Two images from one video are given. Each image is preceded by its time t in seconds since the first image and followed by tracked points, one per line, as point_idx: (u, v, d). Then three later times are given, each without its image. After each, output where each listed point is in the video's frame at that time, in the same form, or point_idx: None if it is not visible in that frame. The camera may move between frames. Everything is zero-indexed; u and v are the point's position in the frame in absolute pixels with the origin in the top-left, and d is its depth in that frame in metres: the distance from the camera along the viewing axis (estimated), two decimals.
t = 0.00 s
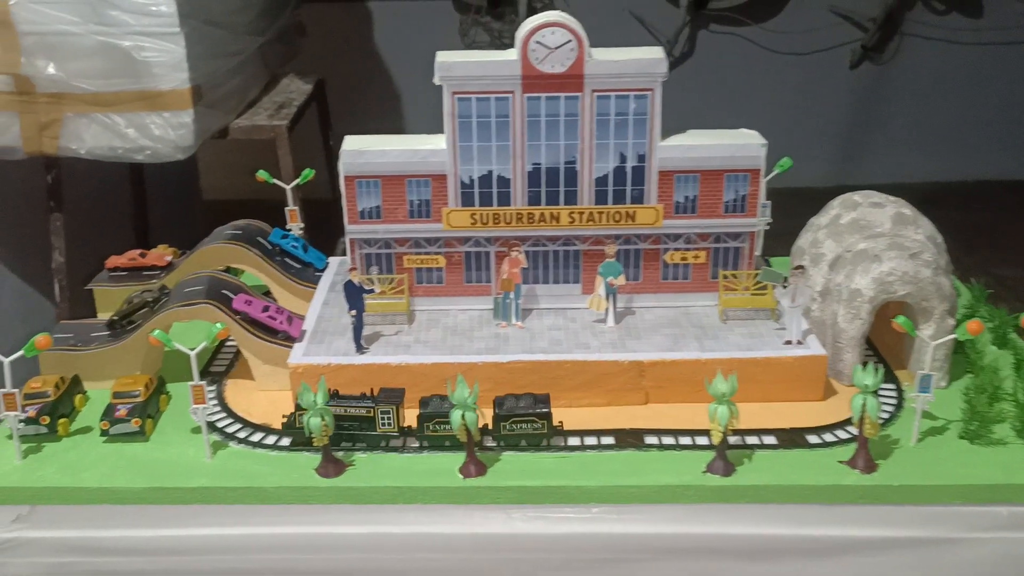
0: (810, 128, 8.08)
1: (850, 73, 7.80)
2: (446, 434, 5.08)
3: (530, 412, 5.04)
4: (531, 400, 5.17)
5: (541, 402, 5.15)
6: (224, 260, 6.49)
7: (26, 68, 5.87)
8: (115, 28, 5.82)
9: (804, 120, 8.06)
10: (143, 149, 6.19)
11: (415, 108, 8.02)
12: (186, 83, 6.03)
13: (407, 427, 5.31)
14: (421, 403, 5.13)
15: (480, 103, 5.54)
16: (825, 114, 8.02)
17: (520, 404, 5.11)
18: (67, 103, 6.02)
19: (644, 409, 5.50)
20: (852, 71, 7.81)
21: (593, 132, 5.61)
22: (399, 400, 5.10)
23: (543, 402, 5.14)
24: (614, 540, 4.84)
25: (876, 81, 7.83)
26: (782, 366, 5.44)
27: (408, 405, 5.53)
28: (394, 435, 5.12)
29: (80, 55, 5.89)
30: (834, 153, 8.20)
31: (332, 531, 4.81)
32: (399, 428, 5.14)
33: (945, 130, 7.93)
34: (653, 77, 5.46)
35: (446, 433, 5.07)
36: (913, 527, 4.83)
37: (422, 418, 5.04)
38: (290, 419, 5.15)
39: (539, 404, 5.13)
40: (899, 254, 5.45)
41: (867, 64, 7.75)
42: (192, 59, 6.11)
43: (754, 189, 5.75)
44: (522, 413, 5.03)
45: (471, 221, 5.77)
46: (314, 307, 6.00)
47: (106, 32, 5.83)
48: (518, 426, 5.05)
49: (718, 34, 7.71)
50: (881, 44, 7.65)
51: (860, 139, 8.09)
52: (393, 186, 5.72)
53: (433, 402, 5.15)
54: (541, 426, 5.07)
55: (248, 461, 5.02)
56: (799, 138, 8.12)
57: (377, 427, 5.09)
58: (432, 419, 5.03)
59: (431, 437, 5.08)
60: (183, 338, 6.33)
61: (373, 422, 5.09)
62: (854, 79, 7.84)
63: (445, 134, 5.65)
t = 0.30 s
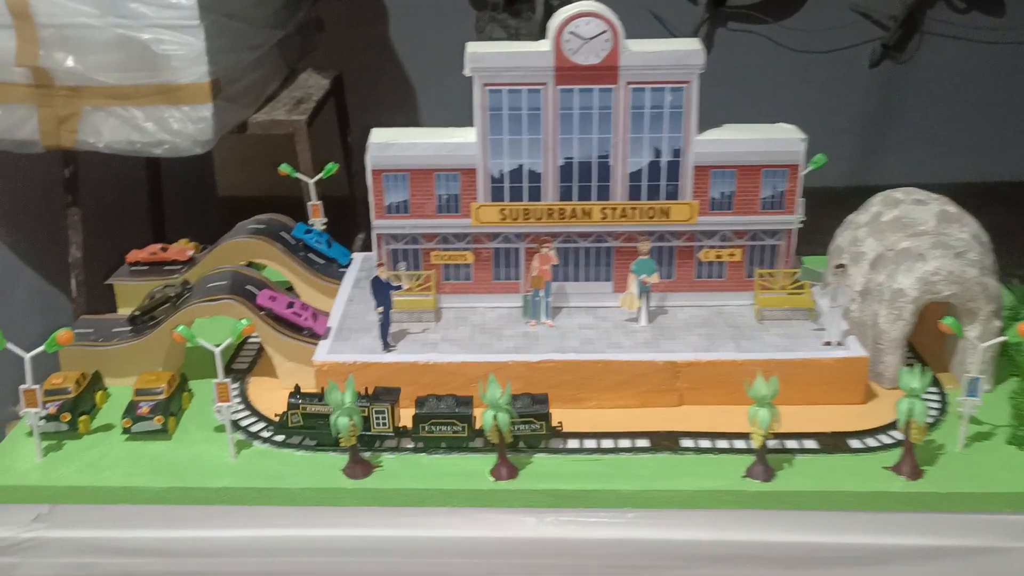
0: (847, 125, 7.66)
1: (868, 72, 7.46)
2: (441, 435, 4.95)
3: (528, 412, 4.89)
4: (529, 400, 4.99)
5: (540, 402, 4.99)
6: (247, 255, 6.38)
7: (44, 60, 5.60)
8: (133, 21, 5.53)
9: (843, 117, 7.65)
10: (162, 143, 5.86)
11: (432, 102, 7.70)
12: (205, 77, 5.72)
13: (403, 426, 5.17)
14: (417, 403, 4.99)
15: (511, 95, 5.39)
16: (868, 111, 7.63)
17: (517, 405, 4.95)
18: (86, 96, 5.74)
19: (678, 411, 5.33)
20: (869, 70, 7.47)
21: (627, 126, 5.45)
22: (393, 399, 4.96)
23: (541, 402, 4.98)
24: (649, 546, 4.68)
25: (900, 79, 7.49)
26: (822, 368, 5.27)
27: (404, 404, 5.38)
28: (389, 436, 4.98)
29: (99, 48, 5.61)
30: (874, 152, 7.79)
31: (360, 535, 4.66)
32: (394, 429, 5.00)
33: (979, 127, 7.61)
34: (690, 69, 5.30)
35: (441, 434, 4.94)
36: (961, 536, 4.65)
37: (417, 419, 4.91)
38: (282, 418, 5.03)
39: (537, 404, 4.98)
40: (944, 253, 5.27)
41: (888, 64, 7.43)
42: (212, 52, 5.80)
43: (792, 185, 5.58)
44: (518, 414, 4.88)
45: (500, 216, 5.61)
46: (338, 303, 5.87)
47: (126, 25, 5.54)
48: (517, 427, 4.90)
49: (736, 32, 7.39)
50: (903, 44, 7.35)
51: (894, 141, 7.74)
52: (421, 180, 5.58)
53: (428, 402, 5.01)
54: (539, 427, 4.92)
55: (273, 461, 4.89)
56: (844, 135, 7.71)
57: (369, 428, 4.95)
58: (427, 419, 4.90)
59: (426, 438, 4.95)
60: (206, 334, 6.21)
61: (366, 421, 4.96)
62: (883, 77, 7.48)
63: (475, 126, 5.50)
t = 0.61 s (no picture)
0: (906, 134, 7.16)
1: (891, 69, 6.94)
2: (433, 442, 4.72)
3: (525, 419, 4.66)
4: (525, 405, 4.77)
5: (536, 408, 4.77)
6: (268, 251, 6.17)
7: (60, 52, 5.39)
8: (151, 11, 5.33)
9: (900, 119, 7.11)
10: (179, 136, 5.64)
11: (450, 98, 7.35)
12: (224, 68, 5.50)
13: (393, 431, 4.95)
14: (407, 408, 4.77)
15: (546, 87, 5.16)
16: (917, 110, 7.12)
17: (512, 410, 4.73)
18: (103, 87, 5.52)
19: (719, 419, 5.09)
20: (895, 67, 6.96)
21: (667, 120, 5.20)
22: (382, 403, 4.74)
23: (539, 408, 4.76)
24: (691, 562, 4.45)
25: (920, 78, 6.96)
26: (872, 375, 5.01)
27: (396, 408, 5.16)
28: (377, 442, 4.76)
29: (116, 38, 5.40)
30: (926, 154, 7.23)
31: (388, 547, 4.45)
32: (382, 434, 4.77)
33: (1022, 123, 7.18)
34: (735, 59, 5.04)
35: (434, 440, 4.72)
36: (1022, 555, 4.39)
37: (408, 425, 4.68)
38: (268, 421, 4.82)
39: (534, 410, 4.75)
40: (1001, 255, 5.00)
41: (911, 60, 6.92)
42: (231, 43, 5.56)
43: (840, 182, 5.32)
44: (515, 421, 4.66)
45: (533, 213, 5.38)
46: (363, 304, 5.65)
47: (144, 16, 5.33)
48: (511, 434, 4.69)
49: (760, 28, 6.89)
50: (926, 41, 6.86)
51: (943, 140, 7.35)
52: (451, 175, 5.35)
53: (420, 407, 4.79)
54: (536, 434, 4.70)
55: (297, 467, 4.69)
56: (901, 138, 7.16)
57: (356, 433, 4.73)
58: (419, 425, 4.68)
59: (417, 445, 4.72)
60: (226, 333, 6.01)
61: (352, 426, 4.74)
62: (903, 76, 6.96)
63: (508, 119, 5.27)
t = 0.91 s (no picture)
0: (940, 133, 6.84)
1: (910, 65, 6.64)
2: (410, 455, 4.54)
3: (504, 436, 4.45)
4: (506, 421, 4.58)
5: (518, 424, 4.55)
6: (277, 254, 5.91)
7: (66, 43, 5.12)
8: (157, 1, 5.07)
9: (935, 118, 6.79)
10: (187, 130, 5.36)
11: (465, 95, 7.07)
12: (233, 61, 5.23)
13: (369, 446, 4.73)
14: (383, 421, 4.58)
15: (572, 84, 4.88)
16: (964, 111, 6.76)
17: (492, 425, 4.54)
18: (109, 81, 5.25)
19: (751, 436, 4.82)
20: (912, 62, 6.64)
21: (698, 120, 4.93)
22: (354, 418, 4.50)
23: (520, 424, 4.55)
24: None
25: (947, 75, 6.65)
26: (914, 391, 4.73)
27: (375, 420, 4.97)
28: (347, 457, 4.53)
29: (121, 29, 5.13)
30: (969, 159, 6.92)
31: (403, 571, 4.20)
32: (354, 450, 4.55)
33: None
34: (773, 55, 4.76)
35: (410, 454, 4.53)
36: None
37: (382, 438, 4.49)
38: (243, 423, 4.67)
39: (515, 426, 4.53)
40: None
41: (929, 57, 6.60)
42: (242, 36, 5.29)
43: (881, 186, 5.03)
44: (492, 435, 4.46)
45: (556, 217, 5.12)
46: (376, 310, 5.40)
47: (150, 7, 5.08)
48: (490, 451, 4.48)
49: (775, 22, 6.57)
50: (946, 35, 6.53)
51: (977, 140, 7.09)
52: (470, 176, 5.08)
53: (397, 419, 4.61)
54: (514, 453, 4.47)
55: (307, 485, 4.45)
56: (932, 138, 6.85)
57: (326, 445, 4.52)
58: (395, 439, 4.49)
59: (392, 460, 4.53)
60: (233, 341, 5.78)
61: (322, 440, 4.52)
62: (935, 73, 6.66)
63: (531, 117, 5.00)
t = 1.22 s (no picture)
0: (980, 124, 6.56)
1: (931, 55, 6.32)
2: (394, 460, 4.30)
3: (496, 441, 4.20)
4: (499, 426, 4.31)
5: (511, 429, 4.30)
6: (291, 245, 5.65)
7: (72, 25, 4.86)
8: None
9: (975, 107, 6.50)
10: (197, 116, 5.07)
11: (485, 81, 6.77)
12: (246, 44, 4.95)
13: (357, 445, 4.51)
14: (365, 423, 4.33)
15: (604, 68, 4.60)
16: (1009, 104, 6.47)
17: (484, 430, 4.28)
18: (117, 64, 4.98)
19: (793, 443, 4.55)
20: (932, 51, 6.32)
21: (738, 106, 4.64)
22: (337, 416, 4.28)
23: (512, 429, 4.29)
24: None
25: (992, 63, 6.35)
26: (968, 396, 4.45)
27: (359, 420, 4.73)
28: (330, 457, 4.32)
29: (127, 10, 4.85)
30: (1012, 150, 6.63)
31: None
32: (337, 450, 4.33)
33: None
34: (820, 37, 4.46)
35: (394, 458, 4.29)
36: None
37: (364, 440, 4.25)
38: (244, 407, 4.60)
39: (508, 431, 4.29)
40: None
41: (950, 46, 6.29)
42: (254, 17, 5.01)
43: (932, 178, 4.74)
44: (483, 442, 4.21)
45: (585, 208, 4.85)
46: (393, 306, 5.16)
47: None
48: (481, 457, 4.23)
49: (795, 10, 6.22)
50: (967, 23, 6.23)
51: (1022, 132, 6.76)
52: (495, 164, 4.81)
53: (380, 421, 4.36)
54: (508, 459, 4.24)
55: (322, 492, 4.20)
56: (975, 129, 6.56)
57: (312, 441, 4.34)
58: (378, 442, 4.25)
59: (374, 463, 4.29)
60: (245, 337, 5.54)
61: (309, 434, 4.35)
62: (971, 62, 6.35)
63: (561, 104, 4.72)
